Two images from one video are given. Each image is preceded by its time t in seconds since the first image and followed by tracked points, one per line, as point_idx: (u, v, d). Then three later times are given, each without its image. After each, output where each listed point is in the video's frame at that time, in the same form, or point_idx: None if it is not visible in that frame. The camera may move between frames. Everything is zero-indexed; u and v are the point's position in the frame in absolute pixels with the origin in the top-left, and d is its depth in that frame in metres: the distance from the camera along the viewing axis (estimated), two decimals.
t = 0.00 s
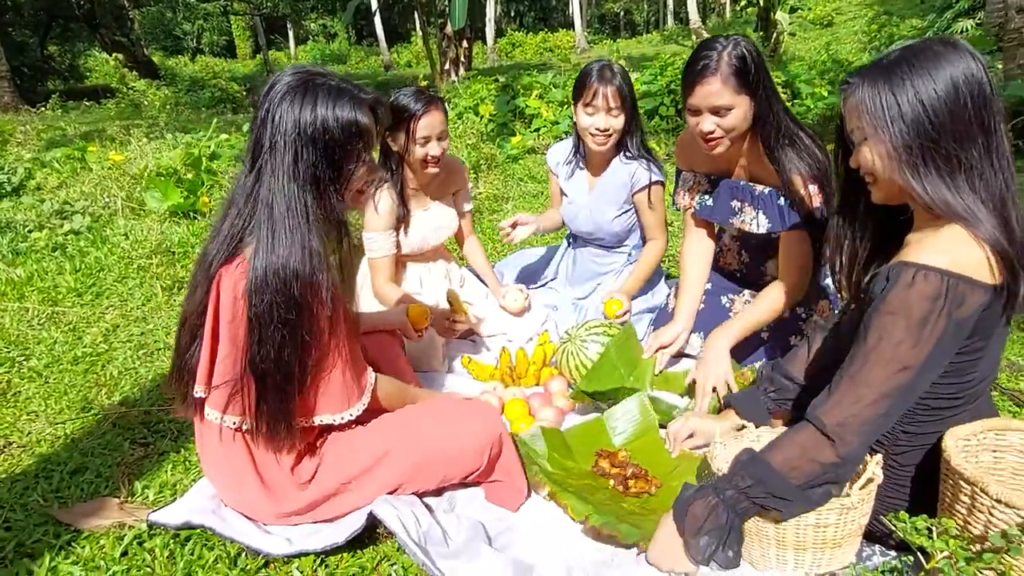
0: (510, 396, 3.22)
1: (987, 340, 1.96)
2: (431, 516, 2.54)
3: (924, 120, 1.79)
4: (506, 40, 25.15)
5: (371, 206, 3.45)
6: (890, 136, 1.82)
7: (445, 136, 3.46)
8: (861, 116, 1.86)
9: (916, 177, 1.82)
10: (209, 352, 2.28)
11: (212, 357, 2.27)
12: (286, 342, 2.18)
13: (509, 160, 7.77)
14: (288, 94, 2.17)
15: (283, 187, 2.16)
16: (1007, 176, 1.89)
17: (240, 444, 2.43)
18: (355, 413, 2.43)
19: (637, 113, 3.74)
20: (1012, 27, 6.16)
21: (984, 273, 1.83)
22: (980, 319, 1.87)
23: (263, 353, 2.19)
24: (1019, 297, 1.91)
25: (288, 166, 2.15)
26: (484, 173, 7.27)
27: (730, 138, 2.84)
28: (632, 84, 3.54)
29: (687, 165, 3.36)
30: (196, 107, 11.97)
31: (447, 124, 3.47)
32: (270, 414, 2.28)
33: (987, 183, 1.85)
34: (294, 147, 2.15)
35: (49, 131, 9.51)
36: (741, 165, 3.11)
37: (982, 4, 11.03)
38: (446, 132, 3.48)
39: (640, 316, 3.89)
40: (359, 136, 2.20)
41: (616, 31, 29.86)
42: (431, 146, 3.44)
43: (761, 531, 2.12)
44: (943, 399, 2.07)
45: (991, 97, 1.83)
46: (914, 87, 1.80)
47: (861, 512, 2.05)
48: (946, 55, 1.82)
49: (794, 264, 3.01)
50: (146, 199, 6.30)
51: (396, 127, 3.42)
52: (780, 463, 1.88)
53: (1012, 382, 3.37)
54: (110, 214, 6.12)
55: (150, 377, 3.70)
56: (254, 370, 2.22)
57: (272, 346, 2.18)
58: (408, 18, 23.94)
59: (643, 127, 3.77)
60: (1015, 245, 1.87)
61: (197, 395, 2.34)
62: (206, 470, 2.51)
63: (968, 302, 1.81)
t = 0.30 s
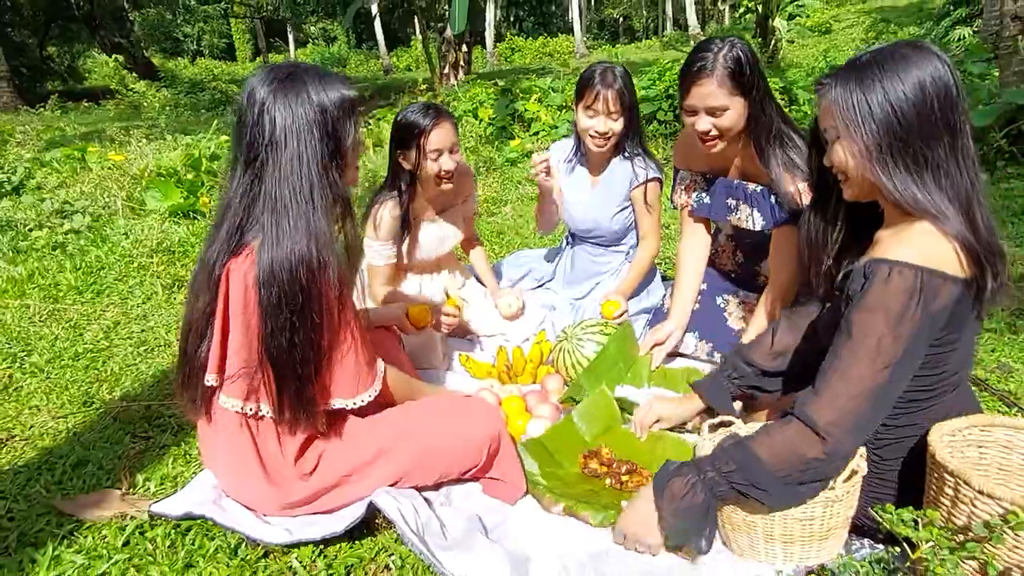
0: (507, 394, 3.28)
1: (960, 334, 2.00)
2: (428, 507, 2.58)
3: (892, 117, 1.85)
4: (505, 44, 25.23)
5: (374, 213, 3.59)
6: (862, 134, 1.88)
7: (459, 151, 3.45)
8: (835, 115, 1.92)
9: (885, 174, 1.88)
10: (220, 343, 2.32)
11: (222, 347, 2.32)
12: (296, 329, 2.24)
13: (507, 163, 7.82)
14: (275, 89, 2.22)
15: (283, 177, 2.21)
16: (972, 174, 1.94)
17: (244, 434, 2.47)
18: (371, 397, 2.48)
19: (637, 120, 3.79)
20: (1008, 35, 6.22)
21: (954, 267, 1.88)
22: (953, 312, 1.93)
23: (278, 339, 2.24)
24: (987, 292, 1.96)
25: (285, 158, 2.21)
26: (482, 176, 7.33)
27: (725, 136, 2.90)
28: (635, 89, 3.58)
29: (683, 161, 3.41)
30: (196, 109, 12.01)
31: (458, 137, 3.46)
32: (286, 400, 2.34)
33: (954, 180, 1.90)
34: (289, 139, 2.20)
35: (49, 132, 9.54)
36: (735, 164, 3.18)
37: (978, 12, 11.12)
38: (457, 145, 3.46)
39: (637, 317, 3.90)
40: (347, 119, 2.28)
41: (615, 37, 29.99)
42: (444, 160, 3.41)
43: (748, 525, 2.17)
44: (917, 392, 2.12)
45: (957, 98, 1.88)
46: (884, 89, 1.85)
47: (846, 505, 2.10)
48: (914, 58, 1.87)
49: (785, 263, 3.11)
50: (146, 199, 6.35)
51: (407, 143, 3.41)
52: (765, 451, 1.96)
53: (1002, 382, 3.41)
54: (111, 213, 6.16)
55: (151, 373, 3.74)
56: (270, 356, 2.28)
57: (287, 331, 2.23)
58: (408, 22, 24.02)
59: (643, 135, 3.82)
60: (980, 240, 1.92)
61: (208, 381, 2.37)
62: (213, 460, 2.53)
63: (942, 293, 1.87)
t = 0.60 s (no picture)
0: (504, 393, 3.28)
1: (938, 326, 2.02)
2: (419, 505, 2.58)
3: (876, 111, 1.87)
4: (504, 50, 25.29)
5: (381, 222, 3.55)
6: (846, 127, 1.90)
7: (473, 166, 3.44)
8: (822, 108, 1.94)
9: (868, 167, 1.90)
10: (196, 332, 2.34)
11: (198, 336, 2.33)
12: (277, 319, 2.27)
13: (505, 167, 7.84)
14: (241, 79, 2.23)
15: (253, 165, 2.23)
16: (952, 173, 1.96)
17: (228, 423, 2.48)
18: (344, 382, 2.49)
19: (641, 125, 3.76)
20: (1003, 42, 6.25)
21: (933, 261, 1.90)
22: (933, 305, 1.94)
23: (253, 324, 2.26)
24: (963, 288, 1.98)
25: (255, 146, 2.22)
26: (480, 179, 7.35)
27: (717, 146, 2.91)
28: (636, 96, 3.55)
29: (678, 165, 3.40)
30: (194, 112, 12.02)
31: (472, 151, 3.44)
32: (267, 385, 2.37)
33: (934, 178, 1.92)
34: (259, 127, 2.21)
35: (47, 134, 9.54)
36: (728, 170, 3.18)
37: (973, 21, 11.18)
38: (472, 160, 3.44)
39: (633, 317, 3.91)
40: (313, 101, 2.28)
41: (613, 44, 30.11)
42: (458, 175, 3.39)
43: (741, 522, 2.17)
44: (901, 383, 2.12)
45: (941, 97, 1.90)
46: (869, 84, 1.87)
47: (837, 499, 2.11)
48: (902, 55, 1.88)
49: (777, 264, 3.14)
50: (144, 200, 6.35)
51: (421, 160, 3.39)
52: (747, 446, 2.00)
53: (996, 384, 3.42)
54: (108, 214, 6.16)
55: (147, 372, 3.73)
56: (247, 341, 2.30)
57: (263, 317, 2.25)
58: (407, 27, 24.07)
59: (643, 139, 3.78)
60: (958, 237, 1.94)
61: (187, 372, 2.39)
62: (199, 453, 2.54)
63: (923, 288, 1.88)
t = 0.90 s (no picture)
0: (500, 403, 3.27)
1: (934, 340, 2.02)
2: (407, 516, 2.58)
3: (873, 124, 1.88)
4: (504, 60, 25.38)
5: (378, 232, 3.52)
6: (843, 139, 1.91)
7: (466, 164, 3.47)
8: (819, 119, 1.95)
9: (864, 179, 1.91)
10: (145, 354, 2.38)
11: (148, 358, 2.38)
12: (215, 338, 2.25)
13: (504, 177, 7.85)
14: (201, 92, 2.23)
15: (198, 181, 2.23)
16: (948, 191, 1.97)
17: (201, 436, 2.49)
18: (304, 392, 2.44)
19: (646, 135, 3.80)
20: (999, 56, 6.28)
21: (931, 273, 1.90)
22: (930, 315, 1.94)
23: (189, 345, 2.25)
24: (958, 305, 1.99)
25: (203, 162, 2.23)
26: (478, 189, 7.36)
27: (716, 162, 2.92)
28: (644, 111, 3.56)
29: (676, 179, 3.39)
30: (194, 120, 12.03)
31: (463, 150, 3.47)
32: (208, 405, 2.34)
33: (930, 194, 1.93)
34: (208, 143, 2.22)
35: (46, 141, 9.54)
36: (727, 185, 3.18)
37: (970, 35, 11.23)
38: (462, 157, 3.46)
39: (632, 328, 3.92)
40: (273, 128, 2.28)
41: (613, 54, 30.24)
42: (449, 172, 3.41)
43: (735, 538, 2.17)
44: (896, 398, 2.12)
45: (938, 114, 1.91)
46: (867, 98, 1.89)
47: (832, 514, 2.10)
48: (900, 72, 1.90)
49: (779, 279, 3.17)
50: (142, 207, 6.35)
51: (412, 160, 3.42)
52: (745, 456, 2.01)
53: (992, 399, 3.42)
54: (106, 222, 6.15)
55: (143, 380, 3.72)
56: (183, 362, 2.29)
57: (198, 337, 2.24)
58: (407, 36, 24.16)
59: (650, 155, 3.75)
60: (954, 252, 1.94)
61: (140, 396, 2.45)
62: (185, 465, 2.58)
63: (920, 299, 1.88)
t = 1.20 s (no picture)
0: (497, 414, 3.32)
1: (946, 361, 2.03)
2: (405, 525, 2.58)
3: (903, 134, 1.89)
4: (502, 72, 25.51)
5: (350, 226, 3.57)
6: (872, 147, 1.92)
7: (425, 146, 3.52)
8: (850, 126, 1.96)
9: (890, 189, 1.92)
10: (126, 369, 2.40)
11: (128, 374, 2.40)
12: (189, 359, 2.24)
13: (502, 187, 7.88)
14: (196, 104, 2.23)
15: (181, 197, 2.23)
16: (975, 208, 1.98)
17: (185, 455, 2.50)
18: (292, 415, 2.45)
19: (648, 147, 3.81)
20: (994, 71, 6.34)
21: (952, 294, 1.95)
22: (943, 335, 1.96)
23: (162, 363, 2.25)
24: (975, 327, 2.01)
25: (189, 177, 2.23)
26: (477, 200, 7.38)
27: (725, 164, 2.94)
28: (652, 122, 3.58)
29: (681, 182, 3.43)
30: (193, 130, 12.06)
31: (422, 135, 3.52)
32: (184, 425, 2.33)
33: (955, 210, 1.94)
34: (194, 157, 2.21)
35: (45, 149, 9.56)
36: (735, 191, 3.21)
37: (965, 50, 11.34)
38: (423, 141, 3.52)
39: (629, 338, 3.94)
40: (264, 153, 2.27)
41: (610, 67, 30.42)
42: (410, 156, 3.45)
43: (733, 547, 2.18)
44: (896, 412, 2.13)
45: (969, 129, 1.92)
46: (898, 108, 1.90)
47: (830, 524, 2.10)
48: (935, 82, 1.91)
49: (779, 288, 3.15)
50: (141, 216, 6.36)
51: (373, 148, 3.47)
52: (740, 410, 1.92)
53: (989, 410, 3.43)
54: (104, 229, 6.16)
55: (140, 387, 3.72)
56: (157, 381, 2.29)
57: (171, 356, 2.24)
58: (406, 48, 24.28)
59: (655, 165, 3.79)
60: (975, 269, 1.96)
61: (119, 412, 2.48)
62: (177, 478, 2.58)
63: (935, 318, 1.91)
